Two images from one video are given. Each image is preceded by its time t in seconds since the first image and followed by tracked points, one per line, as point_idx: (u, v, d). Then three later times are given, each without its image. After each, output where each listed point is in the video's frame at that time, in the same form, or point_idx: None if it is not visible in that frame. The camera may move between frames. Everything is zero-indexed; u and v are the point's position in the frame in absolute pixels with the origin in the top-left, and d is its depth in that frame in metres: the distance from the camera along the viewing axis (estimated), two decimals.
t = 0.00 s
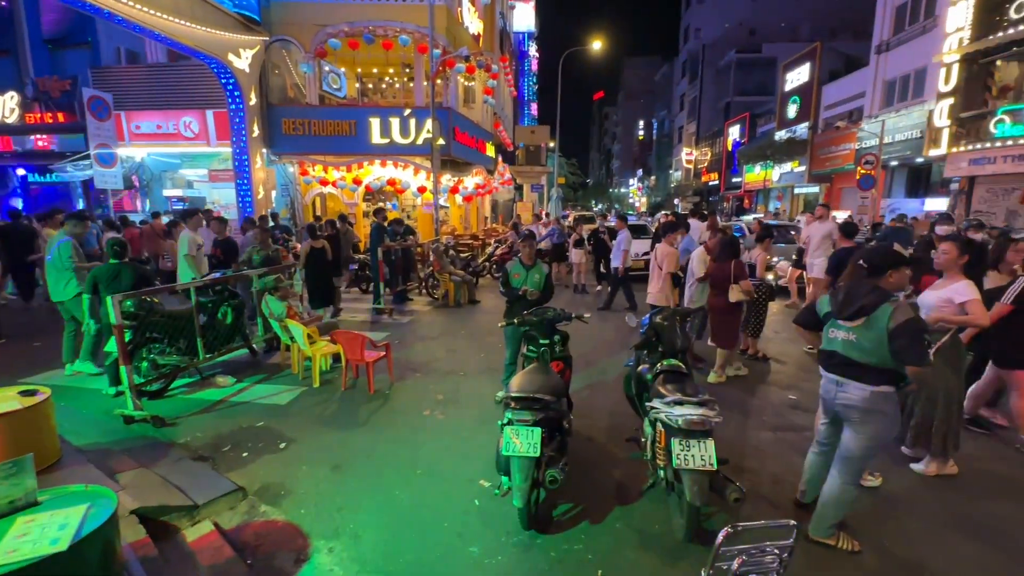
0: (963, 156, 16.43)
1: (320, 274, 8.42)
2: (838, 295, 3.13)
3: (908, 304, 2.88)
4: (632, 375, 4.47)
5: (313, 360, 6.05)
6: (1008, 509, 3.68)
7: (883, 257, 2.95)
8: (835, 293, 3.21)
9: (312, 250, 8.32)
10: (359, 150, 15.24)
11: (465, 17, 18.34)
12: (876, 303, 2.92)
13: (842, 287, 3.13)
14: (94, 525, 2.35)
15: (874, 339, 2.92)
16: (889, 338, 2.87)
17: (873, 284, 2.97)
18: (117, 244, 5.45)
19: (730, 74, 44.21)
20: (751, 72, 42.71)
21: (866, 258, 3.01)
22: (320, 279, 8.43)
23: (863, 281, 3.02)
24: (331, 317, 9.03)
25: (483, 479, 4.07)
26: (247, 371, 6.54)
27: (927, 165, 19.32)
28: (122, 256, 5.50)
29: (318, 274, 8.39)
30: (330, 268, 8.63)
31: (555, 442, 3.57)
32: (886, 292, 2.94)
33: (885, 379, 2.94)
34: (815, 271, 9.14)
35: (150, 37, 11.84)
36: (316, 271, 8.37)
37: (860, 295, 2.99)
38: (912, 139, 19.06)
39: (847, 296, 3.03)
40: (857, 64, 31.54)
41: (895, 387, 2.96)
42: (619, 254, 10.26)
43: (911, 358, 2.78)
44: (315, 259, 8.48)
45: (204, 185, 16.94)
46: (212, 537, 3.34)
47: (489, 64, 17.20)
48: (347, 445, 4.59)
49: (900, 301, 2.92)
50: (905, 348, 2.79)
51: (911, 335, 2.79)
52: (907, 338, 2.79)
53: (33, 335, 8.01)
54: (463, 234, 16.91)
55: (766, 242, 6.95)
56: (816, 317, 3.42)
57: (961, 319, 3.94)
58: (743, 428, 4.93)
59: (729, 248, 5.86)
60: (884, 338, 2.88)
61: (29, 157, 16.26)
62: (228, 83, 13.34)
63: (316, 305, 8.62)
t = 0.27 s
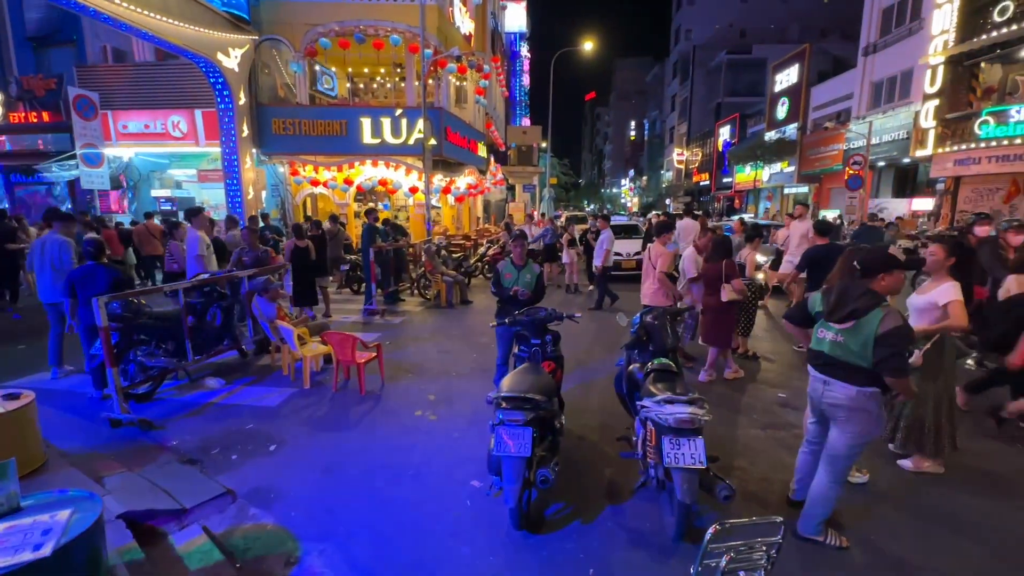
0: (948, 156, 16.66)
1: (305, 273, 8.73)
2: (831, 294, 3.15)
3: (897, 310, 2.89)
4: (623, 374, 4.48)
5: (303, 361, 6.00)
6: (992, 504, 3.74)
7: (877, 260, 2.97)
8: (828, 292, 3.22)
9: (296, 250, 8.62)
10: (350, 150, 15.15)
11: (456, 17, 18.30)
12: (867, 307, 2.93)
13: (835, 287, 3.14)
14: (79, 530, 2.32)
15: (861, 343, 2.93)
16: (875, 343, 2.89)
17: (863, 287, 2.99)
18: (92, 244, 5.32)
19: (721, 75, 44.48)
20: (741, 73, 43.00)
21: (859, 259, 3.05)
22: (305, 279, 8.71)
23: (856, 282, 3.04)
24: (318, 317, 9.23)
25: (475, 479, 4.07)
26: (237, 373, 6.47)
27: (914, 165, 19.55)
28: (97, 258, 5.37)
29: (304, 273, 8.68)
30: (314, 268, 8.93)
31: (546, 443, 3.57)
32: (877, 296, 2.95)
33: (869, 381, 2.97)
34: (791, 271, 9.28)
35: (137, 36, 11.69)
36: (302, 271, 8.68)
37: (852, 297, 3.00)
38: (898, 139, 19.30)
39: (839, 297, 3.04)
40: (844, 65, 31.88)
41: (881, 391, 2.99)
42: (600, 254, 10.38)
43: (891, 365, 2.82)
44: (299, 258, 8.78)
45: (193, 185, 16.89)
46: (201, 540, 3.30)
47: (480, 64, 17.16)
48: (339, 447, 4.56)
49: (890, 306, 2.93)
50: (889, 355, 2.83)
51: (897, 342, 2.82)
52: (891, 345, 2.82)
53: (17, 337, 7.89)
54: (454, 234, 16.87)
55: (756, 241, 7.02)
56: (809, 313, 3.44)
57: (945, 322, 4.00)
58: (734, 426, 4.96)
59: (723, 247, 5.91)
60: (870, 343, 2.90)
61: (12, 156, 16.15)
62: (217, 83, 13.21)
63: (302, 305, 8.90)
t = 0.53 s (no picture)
0: (940, 156, 16.78)
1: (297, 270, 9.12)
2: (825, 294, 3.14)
3: (890, 313, 2.90)
4: (620, 374, 4.49)
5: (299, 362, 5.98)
6: (986, 500, 3.77)
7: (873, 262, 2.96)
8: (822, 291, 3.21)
9: (284, 247, 9.01)
10: (345, 150, 15.11)
11: (451, 17, 18.29)
12: (861, 310, 2.92)
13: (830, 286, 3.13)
14: (74, 532, 2.31)
15: (853, 345, 2.94)
16: (867, 345, 2.90)
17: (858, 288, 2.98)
18: (77, 248, 5.27)
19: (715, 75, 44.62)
20: (736, 73, 43.15)
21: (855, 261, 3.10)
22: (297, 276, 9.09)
23: (851, 283, 3.03)
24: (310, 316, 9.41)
25: (472, 479, 4.06)
26: (233, 375, 6.43)
27: (907, 165, 19.68)
28: (80, 260, 5.32)
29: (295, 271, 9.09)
30: (303, 267, 9.32)
31: (543, 442, 3.58)
32: (871, 298, 2.95)
33: (859, 381, 2.99)
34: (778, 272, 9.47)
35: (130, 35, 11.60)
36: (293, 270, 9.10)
37: (846, 299, 2.99)
38: (892, 139, 19.41)
39: (834, 298, 3.03)
40: (838, 66, 32.07)
41: (872, 391, 3.01)
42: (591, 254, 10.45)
43: (880, 369, 2.85)
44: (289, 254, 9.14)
45: (187, 186, 16.75)
46: (196, 543, 3.29)
47: (476, 64, 17.13)
48: (335, 448, 4.55)
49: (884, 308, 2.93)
50: (880, 357, 2.84)
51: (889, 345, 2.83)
52: (883, 348, 2.83)
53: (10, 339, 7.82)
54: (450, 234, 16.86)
55: (752, 240, 7.05)
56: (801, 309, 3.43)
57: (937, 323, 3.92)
58: (730, 425, 4.98)
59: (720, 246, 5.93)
60: (862, 345, 2.91)
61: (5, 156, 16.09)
62: (212, 82, 13.13)
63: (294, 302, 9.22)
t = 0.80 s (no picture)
0: (940, 155, 16.79)
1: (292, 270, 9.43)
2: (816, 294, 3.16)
3: (882, 311, 2.90)
4: (621, 374, 4.50)
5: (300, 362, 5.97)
6: (986, 499, 3.78)
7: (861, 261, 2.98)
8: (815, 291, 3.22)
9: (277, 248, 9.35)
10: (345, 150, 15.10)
11: (451, 17, 18.30)
12: (852, 309, 2.93)
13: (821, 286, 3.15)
14: (76, 533, 2.31)
15: (847, 344, 2.95)
16: (859, 344, 2.91)
17: (847, 288, 3.00)
18: (70, 249, 5.25)
19: (715, 75, 44.60)
20: (735, 73, 43.15)
21: (846, 259, 3.03)
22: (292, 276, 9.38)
23: (842, 283, 3.04)
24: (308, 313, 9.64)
25: (473, 479, 4.07)
26: (234, 375, 6.43)
27: (907, 164, 19.69)
28: (75, 262, 5.33)
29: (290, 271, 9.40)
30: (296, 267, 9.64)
31: (544, 442, 3.58)
32: (863, 297, 2.95)
33: (858, 382, 2.98)
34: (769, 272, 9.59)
35: (130, 36, 11.60)
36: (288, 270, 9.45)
37: (837, 299, 3.00)
38: (891, 139, 19.42)
39: (826, 297, 3.04)
40: (838, 65, 32.09)
41: (871, 391, 3.00)
42: (583, 254, 10.51)
43: (873, 368, 2.85)
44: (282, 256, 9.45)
45: (187, 186, 16.73)
46: (198, 543, 3.29)
47: (476, 64, 17.12)
48: (337, 447, 4.56)
49: (877, 307, 2.93)
50: (872, 356, 2.85)
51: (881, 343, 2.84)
52: (875, 347, 2.84)
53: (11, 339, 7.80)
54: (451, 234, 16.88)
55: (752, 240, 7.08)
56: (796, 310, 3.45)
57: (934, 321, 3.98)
58: (731, 425, 4.98)
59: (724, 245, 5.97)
60: (855, 344, 2.92)
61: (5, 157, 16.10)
62: (211, 83, 13.13)
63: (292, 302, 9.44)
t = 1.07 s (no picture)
0: (942, 155, 16.75)
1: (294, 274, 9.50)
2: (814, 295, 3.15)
3: (881, 310, 2.88)
4: (623, 374, 4.50)
5: (302, 363, 5.98)
6: (988, 500, 3.77)
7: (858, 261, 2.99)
8: (812, 292, 3.22)
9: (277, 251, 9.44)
10: (347, 151, 15.12)
11: (452, 17, 18.31)
12: (851, 308, 2.92)
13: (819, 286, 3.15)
14: (80, 533, 2.32)
15: (846, 343, 2.93)
16: (858, 343, 2.88)
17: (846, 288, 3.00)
18: (72, 251, 5.27)
19: (716, 75, 44.56)
20: (737, 73, 43.10)
21: (844, 258, 3.06)
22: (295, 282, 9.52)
23: (840, 282, 3.06)
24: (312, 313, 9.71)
25: (475, 479, 4.08)
26: (236, 376, 6.45)
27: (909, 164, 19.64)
28: (76, 263, 5.35)
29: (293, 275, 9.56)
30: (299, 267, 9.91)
31: (546, 442, 3.58)
32: (861, 297, 2.95)
33: (858, 383, 2.98)
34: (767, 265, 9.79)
35: (133, 38, 11.65)
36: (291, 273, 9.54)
37: (836, 298, 2.99)
38: (893, 139, 19.39)
39: (825, 297, 3.04)
40: (839, 65, 32.06)
41: (870, 391, 2.99)
42: (577, 255, 10.59)
43: (871, 367, 2.85)
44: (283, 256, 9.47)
45: (190, 188, 16.61)
46: (201, 543, 3.30)
47: (477, 65, 17.12)
48: (339, 448, 4.57)
49: (874, 306, 2.91)
50: (872, 355, 2.83)
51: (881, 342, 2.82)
52: (874, 345, 2.82)
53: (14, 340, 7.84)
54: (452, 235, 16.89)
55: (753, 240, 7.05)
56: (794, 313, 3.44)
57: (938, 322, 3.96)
58: (732, 425, 4.98)
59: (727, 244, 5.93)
60: (853, 344, 2.90)
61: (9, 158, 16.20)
62: (213, 84, 13.16)
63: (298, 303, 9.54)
